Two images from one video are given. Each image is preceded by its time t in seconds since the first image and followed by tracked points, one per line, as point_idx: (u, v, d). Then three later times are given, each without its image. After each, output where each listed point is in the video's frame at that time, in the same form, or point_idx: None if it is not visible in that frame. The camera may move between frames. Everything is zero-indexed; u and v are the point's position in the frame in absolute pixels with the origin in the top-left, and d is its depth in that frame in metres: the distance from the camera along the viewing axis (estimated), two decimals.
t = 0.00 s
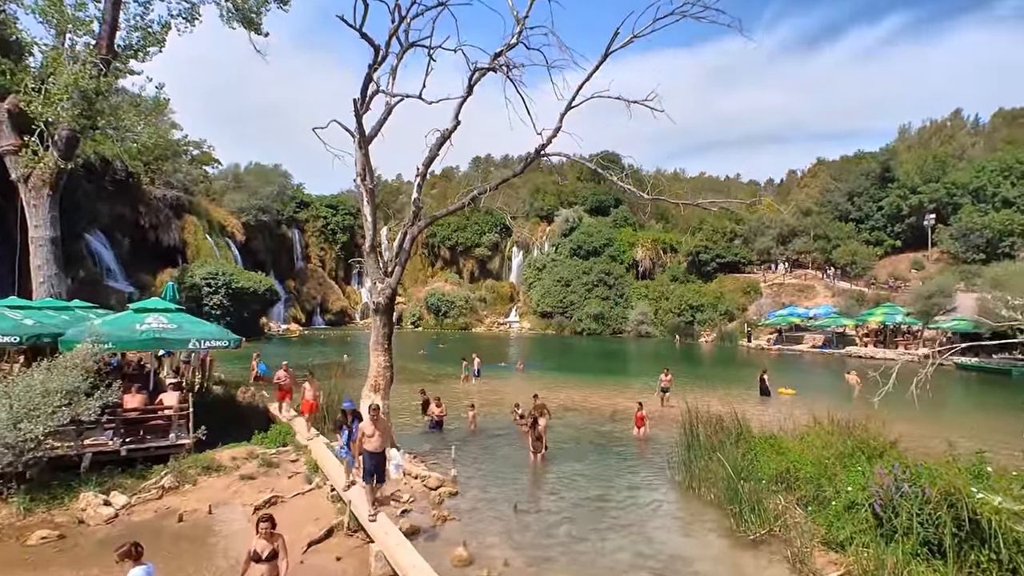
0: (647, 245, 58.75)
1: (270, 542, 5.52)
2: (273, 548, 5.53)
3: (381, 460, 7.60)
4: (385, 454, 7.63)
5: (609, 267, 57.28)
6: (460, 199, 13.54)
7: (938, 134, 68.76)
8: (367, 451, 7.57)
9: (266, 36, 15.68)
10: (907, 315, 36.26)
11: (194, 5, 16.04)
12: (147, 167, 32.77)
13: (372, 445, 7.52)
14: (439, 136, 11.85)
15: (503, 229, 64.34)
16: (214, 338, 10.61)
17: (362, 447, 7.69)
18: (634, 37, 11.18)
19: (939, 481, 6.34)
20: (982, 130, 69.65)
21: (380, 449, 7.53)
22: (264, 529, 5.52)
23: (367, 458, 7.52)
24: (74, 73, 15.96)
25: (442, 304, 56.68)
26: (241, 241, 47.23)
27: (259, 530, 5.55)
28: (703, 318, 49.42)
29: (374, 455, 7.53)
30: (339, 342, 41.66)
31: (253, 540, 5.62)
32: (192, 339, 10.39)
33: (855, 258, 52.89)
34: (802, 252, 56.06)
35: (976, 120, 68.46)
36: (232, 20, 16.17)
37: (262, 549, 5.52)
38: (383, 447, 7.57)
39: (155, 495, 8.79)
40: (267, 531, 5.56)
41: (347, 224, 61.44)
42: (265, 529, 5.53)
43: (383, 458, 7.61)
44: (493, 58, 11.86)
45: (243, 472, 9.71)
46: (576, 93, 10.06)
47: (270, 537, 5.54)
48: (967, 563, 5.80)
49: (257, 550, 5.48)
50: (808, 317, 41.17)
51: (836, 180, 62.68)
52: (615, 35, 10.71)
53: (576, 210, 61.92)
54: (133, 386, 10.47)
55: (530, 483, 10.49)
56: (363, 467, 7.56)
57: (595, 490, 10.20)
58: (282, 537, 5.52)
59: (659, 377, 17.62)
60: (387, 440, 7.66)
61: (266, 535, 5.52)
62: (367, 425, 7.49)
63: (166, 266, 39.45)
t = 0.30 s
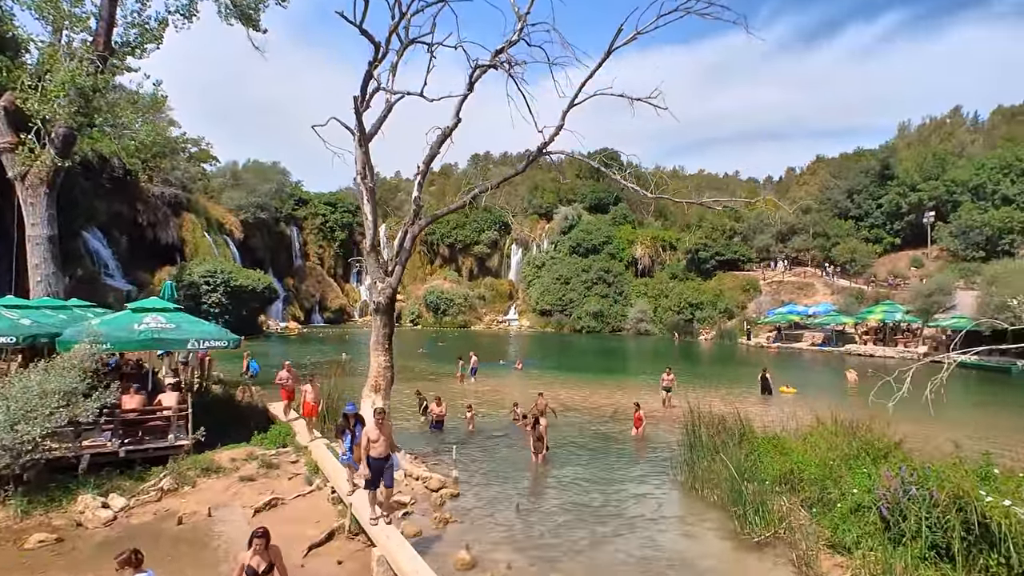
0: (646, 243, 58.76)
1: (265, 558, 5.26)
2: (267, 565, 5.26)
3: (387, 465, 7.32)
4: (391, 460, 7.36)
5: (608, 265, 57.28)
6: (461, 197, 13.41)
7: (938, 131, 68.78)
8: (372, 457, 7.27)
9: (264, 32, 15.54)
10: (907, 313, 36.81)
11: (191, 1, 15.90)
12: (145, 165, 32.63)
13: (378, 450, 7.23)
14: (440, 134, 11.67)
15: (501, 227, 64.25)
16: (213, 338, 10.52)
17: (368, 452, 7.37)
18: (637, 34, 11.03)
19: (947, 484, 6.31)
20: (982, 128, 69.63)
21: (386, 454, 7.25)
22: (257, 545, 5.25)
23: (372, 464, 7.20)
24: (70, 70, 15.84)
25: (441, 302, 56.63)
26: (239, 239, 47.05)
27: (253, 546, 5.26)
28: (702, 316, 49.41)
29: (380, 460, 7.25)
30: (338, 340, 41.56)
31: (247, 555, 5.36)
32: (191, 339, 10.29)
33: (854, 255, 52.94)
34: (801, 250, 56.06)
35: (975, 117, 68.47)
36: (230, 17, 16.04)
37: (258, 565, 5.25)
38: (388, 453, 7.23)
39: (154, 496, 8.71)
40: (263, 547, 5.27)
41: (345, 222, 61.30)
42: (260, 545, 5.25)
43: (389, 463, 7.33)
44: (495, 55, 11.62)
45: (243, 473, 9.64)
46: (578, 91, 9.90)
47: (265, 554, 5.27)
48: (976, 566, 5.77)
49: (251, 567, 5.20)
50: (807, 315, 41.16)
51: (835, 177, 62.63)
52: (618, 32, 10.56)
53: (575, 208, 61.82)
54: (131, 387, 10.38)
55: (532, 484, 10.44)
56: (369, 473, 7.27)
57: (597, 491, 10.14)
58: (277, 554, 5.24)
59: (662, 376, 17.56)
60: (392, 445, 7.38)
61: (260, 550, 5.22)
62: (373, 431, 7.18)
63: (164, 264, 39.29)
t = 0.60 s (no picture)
0: (646, 240, 58.79)
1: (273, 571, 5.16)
2: None
3: (398, 470, 7.12)
4: (403, 465, 7.15)
5: (608, 263, 57.22)
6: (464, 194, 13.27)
7: (938, 128, 68.79)
8: (383, 461, 7.06)
9: (263, 30, 15.49)
10: (906, 310, 36.78)
11: None
12: (143, 163, 32.56)
13: (389, 455, 7.02)
14: (442, 133, 11.53)
15: (501, 224, 64.26)
16: (215, 337, 10.49)
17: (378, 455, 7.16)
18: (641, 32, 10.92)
19: (952, 484, 6.33)
20: (981, 125, 69.63)
21: (398, 459, 7.05)
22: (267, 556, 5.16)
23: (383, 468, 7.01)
24: (69, 68, 15.79)
25: (441, 299, 56.60)
26: (238, 237, 46.92)
27: (264, 558, 5.17)
28: (701, 314, 49.46)
29: (392, 465, 7.05)
30: (338, 338, 41.55)
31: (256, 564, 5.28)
32: (193, 338, 10.27)
33: (854, 253, 53.03)
34: (801, 247, 56.07)
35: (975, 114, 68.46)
36: (230, 14, 15.97)
37: None
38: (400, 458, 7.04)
39: (158, 497, 8.71)
40: (272, 560, 5.18)
41: (344, 219, 61.23)
42: (271, 556, 5.17)
43: (401, 468, 7.12)
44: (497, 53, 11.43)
45: (246, 473, 9.63)
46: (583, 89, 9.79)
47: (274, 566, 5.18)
48: (982, 566, 5.78)
49: None
50: (807, 312, 41.21)
51: (835, 174, 62.61)
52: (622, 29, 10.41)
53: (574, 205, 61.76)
54: (134, 386, 10.36)
55: (535, 483, 10.45)
56: (380, 478, 7.06)
57: (601, 491, 10.14)
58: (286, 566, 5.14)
59: (663, 375, 17.58)
60: (404, 450, 7.19)
61: (270, 564, 5.15)
62: (386, 434, 6.97)
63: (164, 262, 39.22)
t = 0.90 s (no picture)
0: (646, 237, 58.84)
1: None
2: None
3: (407, 470, 6.81)
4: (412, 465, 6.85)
5: (608, 260, 57.17)
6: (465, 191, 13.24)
7: (938, 125, 68.72)
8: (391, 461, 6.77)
9: (263, 27, 15.44)
10: (906, 307, 36.79)
11: None
12: (142, 160, 32.50)
13: (398, 454, 6.72)
14: (444, 130, 11.45)
15: (501, 221, 64.29)
16: (216, 335, 10.48)
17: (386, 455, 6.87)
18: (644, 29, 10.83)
19: (955, 482, 6.35)
20: (981, 121, 69.57)
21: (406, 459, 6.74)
22: (276, 563, 5.11)
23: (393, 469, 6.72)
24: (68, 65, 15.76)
25: (440, 296, 56.56)
26: (237, 234, 46.85)
27: (271, 564, 5.15)
28: (701, 311, 49.52)
29: (401, 465, 6.75)
30: (338, 335, 41.54)
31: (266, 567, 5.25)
32: (195, 337, 10.25)
33: (854, 250, 53.12)
34: (801, 244, 56.09)
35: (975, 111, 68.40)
36: (229, 11, 15.90)
37: None
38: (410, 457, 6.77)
39: (161, 494, 8.71)
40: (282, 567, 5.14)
41: (344, 217, 61.16)
42: (279, 564, 5.11)
43: (411, 469, 6.81)
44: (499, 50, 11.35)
45: (249, 470, 9.64)
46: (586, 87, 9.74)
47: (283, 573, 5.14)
48: (984, 564, 5.80)
49: None
50: (806, 309, 41.25)
51: (835, 171, 62.60)
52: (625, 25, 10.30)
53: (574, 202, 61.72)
54: (136, 385, 10.36)
55: (538, 481, 10.46)
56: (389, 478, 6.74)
57: (602, 489, 10.15)
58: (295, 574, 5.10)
59: (663, 373, 17.59)
60: (414, 450, 6.89)
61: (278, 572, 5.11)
62: (395, 433, 6.69)
63: (163, 259, 39.16)
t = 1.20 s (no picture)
0: (646, 234, 58.93)
1: None
2: None
3: (420, 474, 6.63)
4: (424, 469, 6.66)
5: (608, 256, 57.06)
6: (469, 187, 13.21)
7: (938, 121, 68.65)
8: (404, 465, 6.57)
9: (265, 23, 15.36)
10: (908, 304, 36.76)
11: None
12: (142, 156, 32.40)
13: (410, 458, 6.54)
14: (449, 126, 11.41)
15: (501, 218, 64.33)
16: (220, 333, 10.46)
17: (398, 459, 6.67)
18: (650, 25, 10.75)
19: (966, 480, 6.35)
20: (982, 118, 69.53)
21: (418, 463, 6.57)
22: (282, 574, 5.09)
23: (405, 472, 6.52)
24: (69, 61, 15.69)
25: (441, 293, 56.44)
26: (238, 231, 46.74)
27: None
28: (702, 307, 49.45)
29: (413, 469, 6.56)
30: (338, 332, 41.50)
31: None
32: (198, 334, 10.24)
33: (854, 246, 53.04)
34: (802, 241, 56.06)
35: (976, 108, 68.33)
36: (231, 6, 15.81)
37: None
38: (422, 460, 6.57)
39: (166, 493, 8.67)
40: None
41: (344, 213, 61.07)
42: None
43: (423, 473, 6.62)
44: (504, 46, 11.30)
45: (254, 468, 9.61)
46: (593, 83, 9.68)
47: None
48: (997, 562, 5.80)
49: None
50: (807, 306, 41.23)
51: (836, 167, 62.55)
52: (630, 20, 10.23)
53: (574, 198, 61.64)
54: (139, 382, 10.30)
55: (543, 479, 10.43)
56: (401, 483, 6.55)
57: (608, 486, 10.09)
58: None
59: (666, 371, 17.53)
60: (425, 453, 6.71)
61: None
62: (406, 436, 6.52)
63: (163, 256, 39.07)
